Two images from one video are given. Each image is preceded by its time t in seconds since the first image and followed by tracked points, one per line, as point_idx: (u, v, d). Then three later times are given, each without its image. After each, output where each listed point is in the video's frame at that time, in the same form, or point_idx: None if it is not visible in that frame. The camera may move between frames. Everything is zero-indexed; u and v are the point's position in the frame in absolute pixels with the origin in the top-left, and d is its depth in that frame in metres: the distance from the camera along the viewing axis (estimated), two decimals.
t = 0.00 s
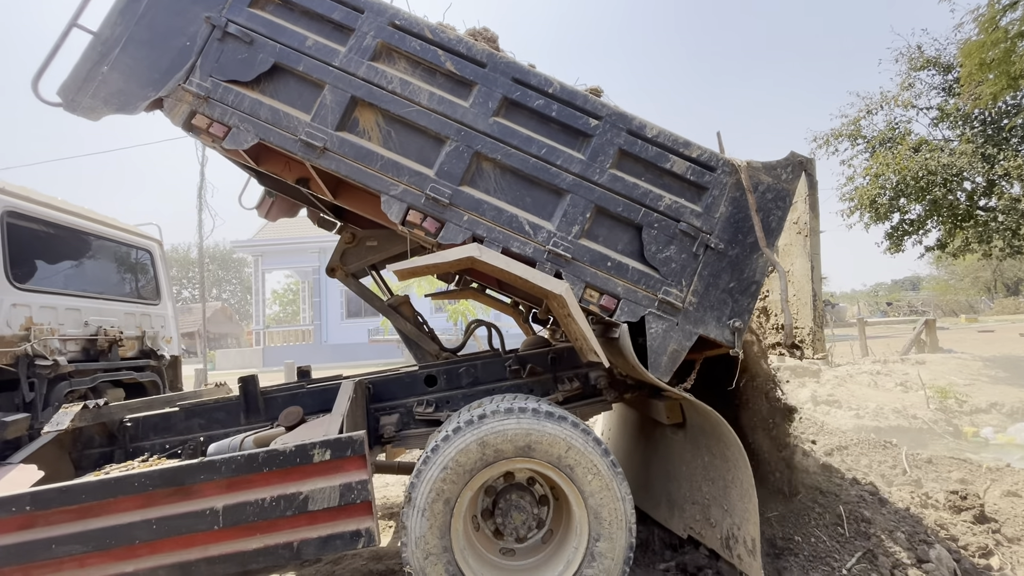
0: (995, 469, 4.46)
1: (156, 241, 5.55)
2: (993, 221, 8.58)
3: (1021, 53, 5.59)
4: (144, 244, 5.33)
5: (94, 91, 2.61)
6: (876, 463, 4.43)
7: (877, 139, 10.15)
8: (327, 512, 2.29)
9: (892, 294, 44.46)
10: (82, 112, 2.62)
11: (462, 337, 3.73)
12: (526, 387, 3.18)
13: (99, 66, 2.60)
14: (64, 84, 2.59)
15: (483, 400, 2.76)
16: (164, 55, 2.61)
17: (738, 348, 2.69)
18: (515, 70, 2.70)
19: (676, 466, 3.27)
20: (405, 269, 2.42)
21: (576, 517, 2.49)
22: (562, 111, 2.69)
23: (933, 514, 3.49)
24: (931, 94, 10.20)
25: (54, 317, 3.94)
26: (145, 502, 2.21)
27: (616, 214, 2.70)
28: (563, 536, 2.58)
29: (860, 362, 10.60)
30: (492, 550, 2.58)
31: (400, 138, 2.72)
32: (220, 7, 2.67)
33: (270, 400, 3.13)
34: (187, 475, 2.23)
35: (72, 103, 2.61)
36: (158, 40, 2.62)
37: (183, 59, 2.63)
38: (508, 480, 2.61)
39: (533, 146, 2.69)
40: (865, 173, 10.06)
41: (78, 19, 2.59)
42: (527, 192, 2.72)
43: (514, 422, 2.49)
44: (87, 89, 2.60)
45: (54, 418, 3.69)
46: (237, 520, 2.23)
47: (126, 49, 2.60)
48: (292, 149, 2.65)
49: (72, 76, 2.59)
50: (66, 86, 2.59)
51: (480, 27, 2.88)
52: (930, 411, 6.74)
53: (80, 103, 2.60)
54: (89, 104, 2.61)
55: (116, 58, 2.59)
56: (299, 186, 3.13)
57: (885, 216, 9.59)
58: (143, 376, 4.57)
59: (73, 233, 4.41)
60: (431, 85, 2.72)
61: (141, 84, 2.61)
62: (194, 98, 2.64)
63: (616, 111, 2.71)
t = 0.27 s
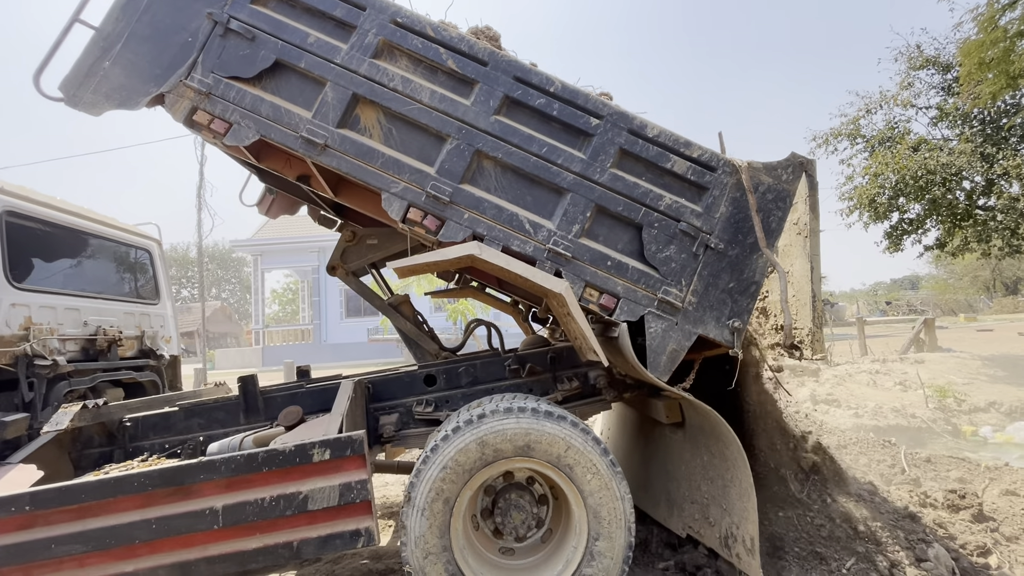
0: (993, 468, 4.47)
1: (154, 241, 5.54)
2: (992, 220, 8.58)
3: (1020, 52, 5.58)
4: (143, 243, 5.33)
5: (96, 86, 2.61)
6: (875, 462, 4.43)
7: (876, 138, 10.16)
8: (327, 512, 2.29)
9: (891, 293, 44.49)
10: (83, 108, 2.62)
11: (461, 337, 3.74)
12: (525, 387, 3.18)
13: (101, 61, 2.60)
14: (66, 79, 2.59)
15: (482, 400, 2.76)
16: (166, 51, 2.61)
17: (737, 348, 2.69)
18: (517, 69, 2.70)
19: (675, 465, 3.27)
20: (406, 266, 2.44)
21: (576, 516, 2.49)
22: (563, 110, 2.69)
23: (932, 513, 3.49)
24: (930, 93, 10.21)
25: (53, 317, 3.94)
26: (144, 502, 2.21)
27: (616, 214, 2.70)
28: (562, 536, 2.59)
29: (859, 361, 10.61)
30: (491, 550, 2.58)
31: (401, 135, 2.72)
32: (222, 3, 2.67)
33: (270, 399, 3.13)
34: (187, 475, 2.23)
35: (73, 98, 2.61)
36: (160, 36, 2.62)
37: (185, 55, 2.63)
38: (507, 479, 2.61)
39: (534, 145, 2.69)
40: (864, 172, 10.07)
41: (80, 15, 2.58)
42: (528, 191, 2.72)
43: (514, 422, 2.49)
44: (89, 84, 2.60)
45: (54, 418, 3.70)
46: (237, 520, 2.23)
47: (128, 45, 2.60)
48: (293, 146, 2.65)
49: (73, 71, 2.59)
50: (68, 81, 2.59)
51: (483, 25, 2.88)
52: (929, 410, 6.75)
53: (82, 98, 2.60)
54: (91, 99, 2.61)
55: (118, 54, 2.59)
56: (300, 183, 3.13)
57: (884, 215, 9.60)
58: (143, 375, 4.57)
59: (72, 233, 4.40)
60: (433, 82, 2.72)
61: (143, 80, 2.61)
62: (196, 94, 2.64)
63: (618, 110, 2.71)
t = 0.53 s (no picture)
0: (991, 465, 4.49)
1: (152, 239, 5.54)
2: (989, 218, 8.60)
3: (1018, 50, 5.59)
4: (142, 242, 5.33)
5: (96, 79, 2.61)
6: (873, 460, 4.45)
7: (875, 137, 10.17)
8: (326, 510, 2.29)
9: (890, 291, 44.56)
10: (84, 101, 2.62)
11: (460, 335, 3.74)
12: (524, 385, 3.19)
13: (102, 54, 2.61)
14: (66, 71, 2.59)
15: (481, 398, 2.77)
16: (167, 44, 2.63)
17: (736, 347, 2.69)
18: (518, 66, 2.69)
19: (674, 463, 3.28)
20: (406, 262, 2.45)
21: (574, 514, 2.50)
22: (564, 108, 2.69)
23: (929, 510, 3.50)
24: (929, 92, 10.21)
25: (51, 316, 3.94)
26: (143, 501, 2.21)
27: (616, 212, 2.70)
28: (561, 534, 2.59)
29: (857, 358, 10.63)
30: (490, 548, 2.59)
31: (402, 131, 2.72)
32: None
33: (268, 398, 3.13)
34: (185, 473, 2.23)
35: (73, 90, 2.61)
36: (161, 29, 2.63)
37: (186, 48, 2.64)
38: (506, 477, 2.62)
39: (534, 142, 2.68)
40: (862, 170, 10.09)
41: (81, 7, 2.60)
42: (528, 188, 2.73)
43: (513, 420, 2.49)
44: (89, 77, 2.61)
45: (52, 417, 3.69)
46: (236, 518, 2.24)
47: (128, 38, 2.61)
48: (293, 140, 2.65)
49: (73, 63, 2.59)
50: (69, 73, 2.60)
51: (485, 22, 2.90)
52: (926, 408, 6.77)
53: (82, 91, 2.60)
54: (91, 92, 2.61)
55: (120, 47, 2.61)
56: (300, 178, 3.14)
57: (882, 214, 9.62)
58: (141, 374, 4.56)
59: (70, 232, 4.40)
60: (434, 79, 2.72)
61: (143, 73, 2.62)
62: (196, 88, 2.65)
63: (618, 108, 2.71)
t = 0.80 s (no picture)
0: (986, 461, 4.51)
1: (150, 237, 5.53)
2: (986, 215, 8.62)
3: (1015, 46, 5.58)
4: (139, 240, 5.32)
5: (95, 71, 2.61)
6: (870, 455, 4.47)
7: (872, 134, 10.17)
8: (324, 508, 2.30)
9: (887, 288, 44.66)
10: (82, 92, 2.62)
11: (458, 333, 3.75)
12: (521, 382, 3.21)
13: (101, 46, 2.61)
14: (65, 63, 2.59)
15: (479, 395, 2.78)
16: (166, 37, 2.63)
17: (733, 345, 2.69)
18: (518, 62, 2.69)
19: (671, 459, 3.30)
20: (402, 258, 2.44)
21: (572, 511, 2.50)
22: (564, 105, 2.69)
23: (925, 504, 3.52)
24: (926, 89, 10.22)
25: (48, 315, 3.93)
26: (142, 498, 2.21)
27: (615, 209, 2.70)
28: (559, 530, 2.60)
29: (854, 355, 10.66)
30: (488, 544, 2.60)
31: (401, 127, 2.72)
32: None
33: (266, 396, 3.12)
34: (184, 471, 2.23)
35: (72, 82, 2.61)
36: (161, 22, 2.64)
37: (185, 42, 2.64)
38: (504, 474, 2.62)
39: (534, 139, 2.69)
40: (860, 167, 10.10)
41: None
42: (527, 184, 2.73)
43: (510, 417, 2.50)
44: (88, 69, 2.61)
45: (49, 415, 3.69)
46: (234, 516, 2.24)
47: (128, 30, 2.62)
48: (292, 134, 2.65)
49: (72, 55, 2.59)
50: (67, 65, 2.59)
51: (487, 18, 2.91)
52: (923, 404, 6.79)
53: (81, 83, 2.60)
54: (90, 84, 2.61)
55: (119, 39, 2.61)
56: (299, 173, 3.16)
57: (880, 211, 9.63)
58: (139, 373, 4.56)
59: (66, 230, 4.39)
60: (434, 74, 2.72)
61: (141, 65, 2.62)
62: (196, 81, 2.65)
63: (618, 105, 2.71)
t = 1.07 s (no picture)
0: (983, 455, 4.53)
1: (148, 235, 5.52)
2: (984, 211, 8.63)
3: (1014, 42, 5.57)
4: (137, 237, 5.31)
5: (93, 62, 2.60)
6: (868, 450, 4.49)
7: (871, 130, 10.18)
8: (323, 504, 2.30)
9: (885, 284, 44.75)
10: (80, 84, 2.60)
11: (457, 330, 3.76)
12: (520, 378, 3.22)
13: (99, 37, 2.60)
14: (62, 55, 2.56)
15: (477, 392, 2.78)
16: (166, 29, 2.62)
17: (730, 341, 2.70)
18: (518, 56, 2.69)
19: (668, 455, 3.31)
20: (400, 253, 2.48)
21: (570, 506, 2.51)
22: (564, 100, 2.69)
23: (922, 499, 3.54)
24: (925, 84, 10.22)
25: (45, 312, 3.92)
26: (140, 496, 2.21)
27: (614, 205, 2.71)
28: (557, 526, 2.61)
29: (852, 351, 10.69)
30: (487, 540, 2.61)
31: (401, 121, 2.71)
32: None
33: (265, 393, 3.12)
34: (182, 468, 2.23)
35: (70, 74, 2.59)
36: (160, 14, 2.62)
37: (185, 34, 2.63)
38: (502, 470, 2.63)
39: (534, 134, 2.68)
40: (858, 163, 10.10)
41: None
42: (526, 180, 2.73)
43: (509, 414, 2.50)
44: (86, 61, 2.59)
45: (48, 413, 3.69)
46: (233, 513, 2.24)
47: (126, 22, 2.60)
48: (291, 128, 2.65)
49: (70, 47, 2.57)
50: (65, 56, 2.57)
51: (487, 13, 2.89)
52: (920, 399, 6.82)
53: (79, 75, 2.59)
54: (89, 76, 2.59)
55: (117, 31, 2.60)
56: (298, 167, 3.17)
57: (878, 207, 9.65)
58: (137, 370, 4.55)
59: (62, 227, 4.37)
60: (433, 68, 2.72)
61: (140, 57, 2.60)
62: (194, 73, 2.64)
63: (618, 101, 2.71)
